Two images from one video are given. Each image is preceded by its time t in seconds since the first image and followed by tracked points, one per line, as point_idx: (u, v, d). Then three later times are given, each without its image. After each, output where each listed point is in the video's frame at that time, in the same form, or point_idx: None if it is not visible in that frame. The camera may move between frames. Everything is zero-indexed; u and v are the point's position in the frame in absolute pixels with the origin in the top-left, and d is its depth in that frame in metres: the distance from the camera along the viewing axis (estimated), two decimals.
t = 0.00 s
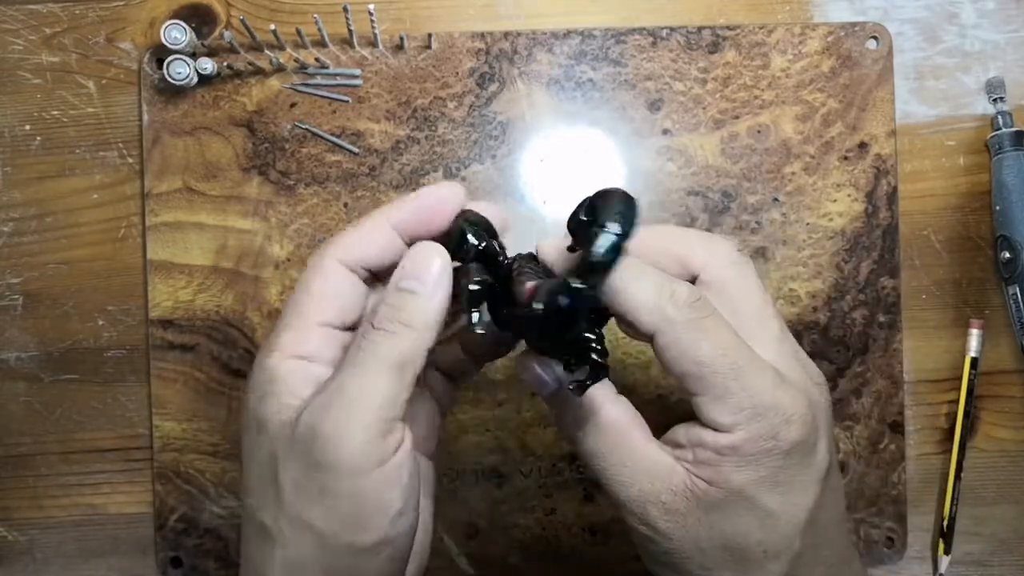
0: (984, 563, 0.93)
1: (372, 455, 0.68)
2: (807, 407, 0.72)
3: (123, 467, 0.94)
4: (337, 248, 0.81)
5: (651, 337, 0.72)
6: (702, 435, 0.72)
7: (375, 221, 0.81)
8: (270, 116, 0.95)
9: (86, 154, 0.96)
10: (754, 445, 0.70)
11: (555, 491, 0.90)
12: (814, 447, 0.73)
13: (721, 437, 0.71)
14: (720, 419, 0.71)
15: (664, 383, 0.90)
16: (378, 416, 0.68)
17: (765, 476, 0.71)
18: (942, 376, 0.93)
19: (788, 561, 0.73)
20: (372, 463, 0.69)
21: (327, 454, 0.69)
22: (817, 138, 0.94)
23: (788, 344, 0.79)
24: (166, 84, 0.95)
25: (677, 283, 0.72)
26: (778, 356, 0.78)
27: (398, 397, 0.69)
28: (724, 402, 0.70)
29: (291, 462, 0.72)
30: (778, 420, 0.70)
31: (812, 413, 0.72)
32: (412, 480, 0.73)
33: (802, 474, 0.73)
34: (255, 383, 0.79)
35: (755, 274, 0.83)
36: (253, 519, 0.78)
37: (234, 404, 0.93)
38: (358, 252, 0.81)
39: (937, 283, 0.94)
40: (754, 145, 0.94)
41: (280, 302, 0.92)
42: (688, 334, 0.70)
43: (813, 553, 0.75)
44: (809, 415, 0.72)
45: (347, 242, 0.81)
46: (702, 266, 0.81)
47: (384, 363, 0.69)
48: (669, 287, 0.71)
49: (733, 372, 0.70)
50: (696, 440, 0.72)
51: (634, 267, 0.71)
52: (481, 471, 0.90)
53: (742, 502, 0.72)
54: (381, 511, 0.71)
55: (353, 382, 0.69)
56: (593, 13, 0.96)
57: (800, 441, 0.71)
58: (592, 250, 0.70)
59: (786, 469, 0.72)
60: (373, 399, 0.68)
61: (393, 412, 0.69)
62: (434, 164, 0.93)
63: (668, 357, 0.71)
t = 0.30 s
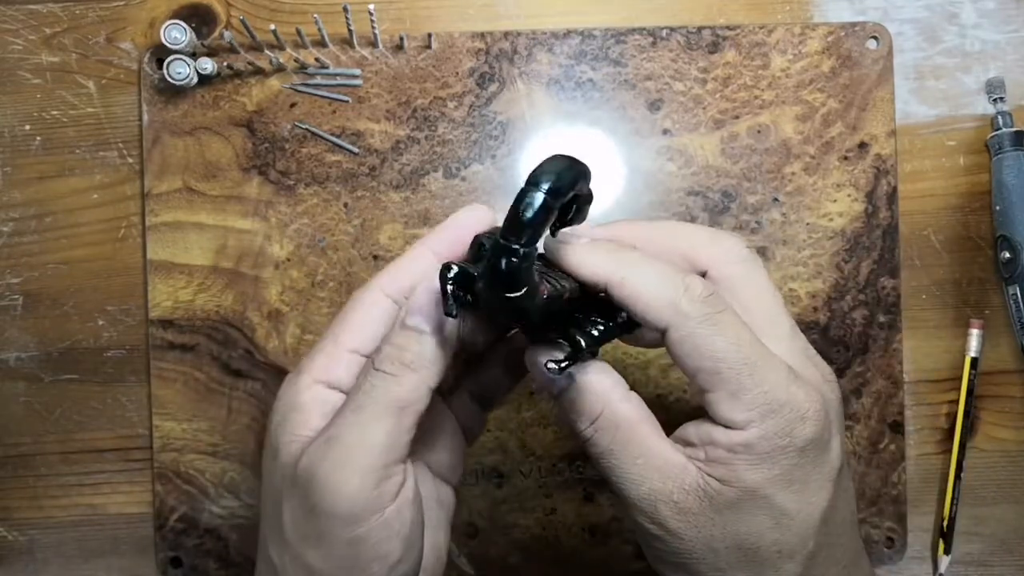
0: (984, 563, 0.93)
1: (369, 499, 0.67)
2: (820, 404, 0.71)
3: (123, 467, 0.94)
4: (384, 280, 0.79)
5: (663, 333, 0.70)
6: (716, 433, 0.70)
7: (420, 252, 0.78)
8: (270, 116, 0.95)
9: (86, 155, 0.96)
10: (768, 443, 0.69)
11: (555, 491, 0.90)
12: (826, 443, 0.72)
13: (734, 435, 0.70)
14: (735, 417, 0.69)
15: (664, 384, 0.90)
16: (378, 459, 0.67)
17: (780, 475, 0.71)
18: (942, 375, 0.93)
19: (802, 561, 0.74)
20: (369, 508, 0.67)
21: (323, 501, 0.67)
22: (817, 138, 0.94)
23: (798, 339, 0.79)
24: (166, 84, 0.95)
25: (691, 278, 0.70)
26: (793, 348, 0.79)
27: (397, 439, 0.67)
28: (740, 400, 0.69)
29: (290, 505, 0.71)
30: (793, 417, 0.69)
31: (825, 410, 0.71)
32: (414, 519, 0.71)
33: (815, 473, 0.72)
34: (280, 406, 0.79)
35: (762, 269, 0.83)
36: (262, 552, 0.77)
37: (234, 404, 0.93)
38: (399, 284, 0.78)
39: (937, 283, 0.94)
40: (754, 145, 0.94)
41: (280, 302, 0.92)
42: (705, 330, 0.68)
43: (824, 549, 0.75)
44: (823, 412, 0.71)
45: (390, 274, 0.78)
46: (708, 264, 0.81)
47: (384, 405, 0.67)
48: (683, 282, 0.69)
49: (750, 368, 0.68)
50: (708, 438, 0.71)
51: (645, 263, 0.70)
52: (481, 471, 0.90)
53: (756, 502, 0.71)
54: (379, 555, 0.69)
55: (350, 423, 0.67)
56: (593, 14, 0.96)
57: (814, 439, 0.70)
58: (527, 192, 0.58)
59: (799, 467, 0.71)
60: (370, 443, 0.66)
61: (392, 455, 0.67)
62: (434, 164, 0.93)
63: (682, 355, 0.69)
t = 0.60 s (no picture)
0: (984, 563, 0.93)
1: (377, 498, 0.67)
2: (826, 410, 0.70)
3: (123, 467, 0.94)
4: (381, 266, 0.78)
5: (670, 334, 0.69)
6: (720, 437, 0.70)
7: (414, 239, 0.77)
8: (271, 116, 0.95)
9: (86, 155, 0.96)
10: (773, 448, 0.69)
11: (555, 491, 0.90)
12: (833, 450, 0.71)
13: (739, 440, 0.69)
14: (740, 422, 0.69)
15: (664, 384, 0.90)
16: (385, 456, 0.66)
17: (785, 481, 0.70)
18: (942, 376, 0.93)
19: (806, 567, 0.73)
20: (376, 507, 0.67)
21: (329, 500, 0.67)
22: (817, 138, 0.94)
23: (803, 341, 0.79)
24: (166, 84, 0.95)
25: (699, 279, 0.69)
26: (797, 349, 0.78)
27: (405, 439, 0.67)
28: (745, 404, 0.68)
29: (293, 505, 0.70)
30: (799, 423, 0.69)
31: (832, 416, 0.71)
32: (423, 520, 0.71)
33: (822, 479, 0.71)
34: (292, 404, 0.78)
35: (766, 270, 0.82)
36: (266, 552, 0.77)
37: (234, 404, 0.93)
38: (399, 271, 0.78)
39: (937, 283, 0.94)
40: (754, 145, 0.94)
41: (280, 302, 0.92)
42: (711, 332, 0.68)
43: (830, 556, 0.74)
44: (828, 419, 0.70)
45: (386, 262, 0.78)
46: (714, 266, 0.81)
47: (391, 404, 0.66)
48: (689, 284, 0.69)
49: (756, 371, 0.68)
50: (712, 442, 0.70)
51: (652, 264, 0.69)
52: (481, 471, 0.90)
53: (760, 508, 0.70)
54: (387, 557, 0.69)
55: (358, 421, 0.66)
56: (593, 14, 0.96)
57: (821, 445, 0.70)
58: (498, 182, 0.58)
59: (804, 474, 0.70)
60: (378, 441, 0.66)
61: (399, 454, 0.67)
62: (434, 164, 0.93)
63: (689, 357, 0.69)
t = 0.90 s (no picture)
0: (984, 563, 0.93)
1: (408, 471, 0.68)
2: (839, 414, 0.71)
3: (123, 467, 0.94)
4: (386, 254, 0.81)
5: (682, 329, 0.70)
6: (730, 438, 0.70)
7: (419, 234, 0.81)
8: (270, 116, 0.95)
9: (86, 154, 0.96)
10: (784, 449, 0.69)
11: (555, 491, 0.90)
12: (845, 455, 0.72)
13: (749, 441, 0.69)
14: (752, 422, 0.69)
15: (664, 384, 0.90)
16: (413, 431, 0.68)
17: (795, 485, 0.70)
18: (942, 376, 0.93)
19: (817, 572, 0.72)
20: (405, 480, 0.68)
21: (360, 472, 0.68)
22: (817, 138, 0.94)
23: (828, 344, 0.79)
24: (166, 84, 0.95)
25: (715, 274, 0.70)
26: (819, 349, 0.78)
27: (435, 415, 0.69)
28: (757, 403, 0.68)
29: (324, 484, 0.72)
30: (811, 424, 0.69)
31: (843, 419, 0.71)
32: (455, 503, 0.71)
33: (833, 484, 0.71)
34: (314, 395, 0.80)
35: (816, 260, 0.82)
36: (291, 547, 0.76)
37: (234, 404, 0.93)
38: (394, 259, 0.81)
39: (937, 283, 0.94)
40: (754, 145, 0.94)
41: (280, 302, 0.92)
42: (726, 327, 0.68)
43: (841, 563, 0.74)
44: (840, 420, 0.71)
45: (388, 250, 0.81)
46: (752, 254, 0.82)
47: (418, 380, 0.68)
48: (705, 278, 0.70)
49: (769, 368, 0.68)
50: (721, 445, 0.70)
51: (666, 261, 0.70)
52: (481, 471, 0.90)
53: (769, 512, 0.70)
54: (416, 537, 0.69)
55: (385, 397, 0.68)
56: (593, 14, 0.96)
57: (832, 448, 0.70)
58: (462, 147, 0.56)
59: (815, 476, 0.70)
60: (404, 414, 0.68)
61: (428, 430, 0.68)
62: (434, 164, 0.93)
63: (701, 353, 0.69)
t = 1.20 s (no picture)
0: (984, 563, 0.92)
1: (411, 438, 0.68)
2: (864, 417, 0.69)
3: (123, 467, 0.94)
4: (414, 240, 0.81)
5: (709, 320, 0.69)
6: (751, 435, 0.70)
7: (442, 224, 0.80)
8: (270, 116, 0.95)
9: (86, 154, 0.96)
10: (804, 448, 0.68)
11: (555, 491, 0.90)
12: (870, 460, 0.71)
13: (771, 439, 0.68)
14: (773, 419, 0.68)
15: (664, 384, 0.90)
16: (420, 401, 0.68)
17: (818, 489, 0.69)
18: (942, 376, 0.93)
19: None
20: (408, 446, 0.68)
21: (364, 439, 0.68)
22: (817, 138, 0.94)
23: (854, 342, 0.78)
24: (166, 84, 0.95)
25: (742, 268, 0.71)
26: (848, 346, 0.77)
27: (444, 387, 0.69)
28: (780, 399, 0.67)
29: (334, 454, 0.72)
30: (835, 425, 0.68)
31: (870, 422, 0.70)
32: (465, 480, 0.70)
33: (857, 489, 0.70)
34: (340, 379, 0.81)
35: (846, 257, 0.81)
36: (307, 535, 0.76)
37: (234, 404, 0.93)
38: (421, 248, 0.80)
39: (937, 283, 0.94)
40: (754, 145, 0.94)
41: (280, 302, 0.92)
42: (753, 316, 0.68)
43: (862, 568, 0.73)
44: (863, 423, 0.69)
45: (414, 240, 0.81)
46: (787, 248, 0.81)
47: (426, 356, 0.70)
48: (729, 270, 0.70)
49: (793, 362, 0.67)
50: (744, 443, 0.70)
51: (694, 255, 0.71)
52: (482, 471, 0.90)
53: (790, 513, 0.69)
54: (417, 508, 0.68)
55: (393, 371, 0.70)
56: (593, 14, 0.96)
57: (856, 451, 0.69)
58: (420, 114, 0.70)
59: (838, 479, 0.69)
60: (411, 385, 0.69)
61: (436, 402, 0.69)
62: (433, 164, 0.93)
63: (726, 342, 0.69)
